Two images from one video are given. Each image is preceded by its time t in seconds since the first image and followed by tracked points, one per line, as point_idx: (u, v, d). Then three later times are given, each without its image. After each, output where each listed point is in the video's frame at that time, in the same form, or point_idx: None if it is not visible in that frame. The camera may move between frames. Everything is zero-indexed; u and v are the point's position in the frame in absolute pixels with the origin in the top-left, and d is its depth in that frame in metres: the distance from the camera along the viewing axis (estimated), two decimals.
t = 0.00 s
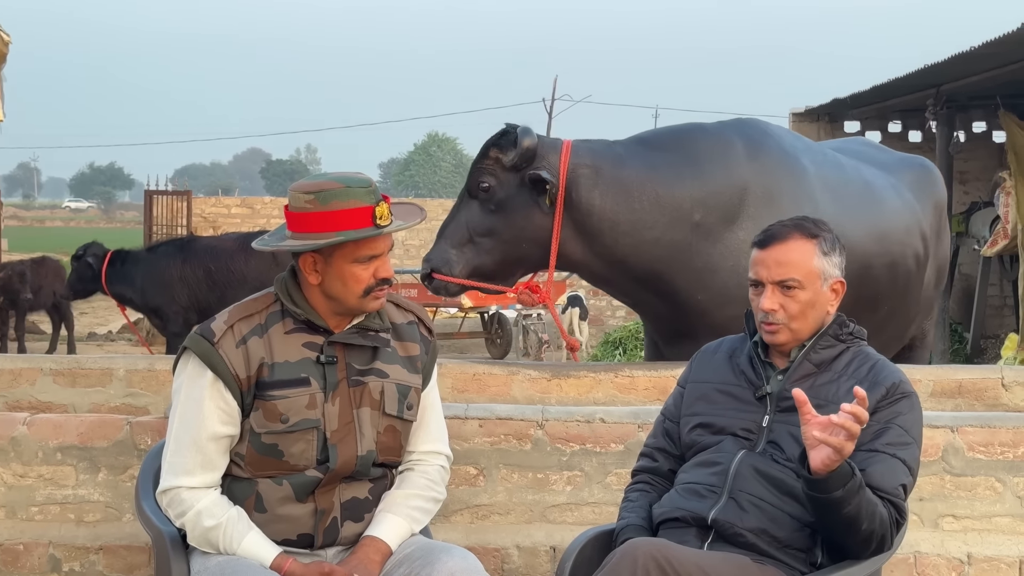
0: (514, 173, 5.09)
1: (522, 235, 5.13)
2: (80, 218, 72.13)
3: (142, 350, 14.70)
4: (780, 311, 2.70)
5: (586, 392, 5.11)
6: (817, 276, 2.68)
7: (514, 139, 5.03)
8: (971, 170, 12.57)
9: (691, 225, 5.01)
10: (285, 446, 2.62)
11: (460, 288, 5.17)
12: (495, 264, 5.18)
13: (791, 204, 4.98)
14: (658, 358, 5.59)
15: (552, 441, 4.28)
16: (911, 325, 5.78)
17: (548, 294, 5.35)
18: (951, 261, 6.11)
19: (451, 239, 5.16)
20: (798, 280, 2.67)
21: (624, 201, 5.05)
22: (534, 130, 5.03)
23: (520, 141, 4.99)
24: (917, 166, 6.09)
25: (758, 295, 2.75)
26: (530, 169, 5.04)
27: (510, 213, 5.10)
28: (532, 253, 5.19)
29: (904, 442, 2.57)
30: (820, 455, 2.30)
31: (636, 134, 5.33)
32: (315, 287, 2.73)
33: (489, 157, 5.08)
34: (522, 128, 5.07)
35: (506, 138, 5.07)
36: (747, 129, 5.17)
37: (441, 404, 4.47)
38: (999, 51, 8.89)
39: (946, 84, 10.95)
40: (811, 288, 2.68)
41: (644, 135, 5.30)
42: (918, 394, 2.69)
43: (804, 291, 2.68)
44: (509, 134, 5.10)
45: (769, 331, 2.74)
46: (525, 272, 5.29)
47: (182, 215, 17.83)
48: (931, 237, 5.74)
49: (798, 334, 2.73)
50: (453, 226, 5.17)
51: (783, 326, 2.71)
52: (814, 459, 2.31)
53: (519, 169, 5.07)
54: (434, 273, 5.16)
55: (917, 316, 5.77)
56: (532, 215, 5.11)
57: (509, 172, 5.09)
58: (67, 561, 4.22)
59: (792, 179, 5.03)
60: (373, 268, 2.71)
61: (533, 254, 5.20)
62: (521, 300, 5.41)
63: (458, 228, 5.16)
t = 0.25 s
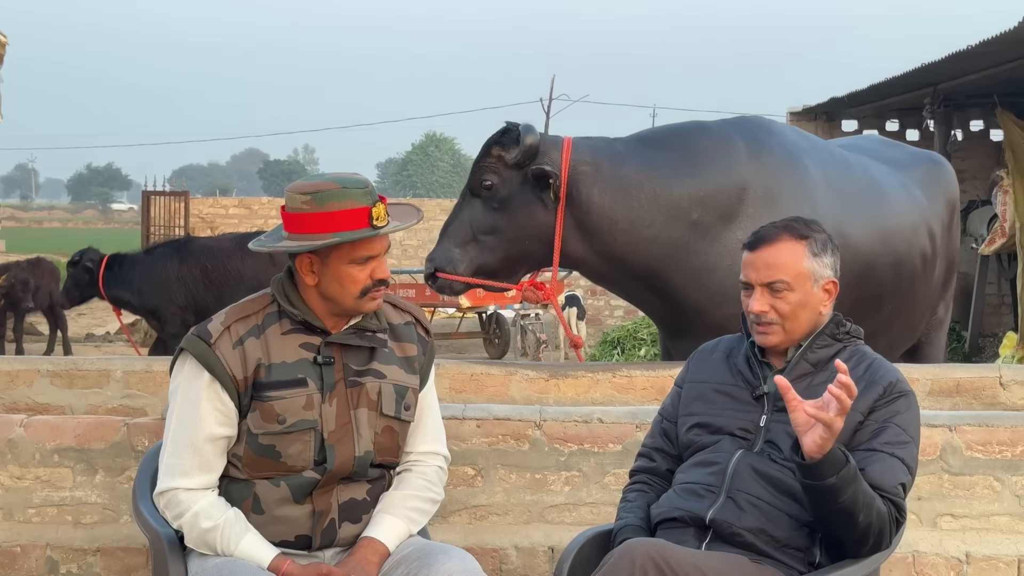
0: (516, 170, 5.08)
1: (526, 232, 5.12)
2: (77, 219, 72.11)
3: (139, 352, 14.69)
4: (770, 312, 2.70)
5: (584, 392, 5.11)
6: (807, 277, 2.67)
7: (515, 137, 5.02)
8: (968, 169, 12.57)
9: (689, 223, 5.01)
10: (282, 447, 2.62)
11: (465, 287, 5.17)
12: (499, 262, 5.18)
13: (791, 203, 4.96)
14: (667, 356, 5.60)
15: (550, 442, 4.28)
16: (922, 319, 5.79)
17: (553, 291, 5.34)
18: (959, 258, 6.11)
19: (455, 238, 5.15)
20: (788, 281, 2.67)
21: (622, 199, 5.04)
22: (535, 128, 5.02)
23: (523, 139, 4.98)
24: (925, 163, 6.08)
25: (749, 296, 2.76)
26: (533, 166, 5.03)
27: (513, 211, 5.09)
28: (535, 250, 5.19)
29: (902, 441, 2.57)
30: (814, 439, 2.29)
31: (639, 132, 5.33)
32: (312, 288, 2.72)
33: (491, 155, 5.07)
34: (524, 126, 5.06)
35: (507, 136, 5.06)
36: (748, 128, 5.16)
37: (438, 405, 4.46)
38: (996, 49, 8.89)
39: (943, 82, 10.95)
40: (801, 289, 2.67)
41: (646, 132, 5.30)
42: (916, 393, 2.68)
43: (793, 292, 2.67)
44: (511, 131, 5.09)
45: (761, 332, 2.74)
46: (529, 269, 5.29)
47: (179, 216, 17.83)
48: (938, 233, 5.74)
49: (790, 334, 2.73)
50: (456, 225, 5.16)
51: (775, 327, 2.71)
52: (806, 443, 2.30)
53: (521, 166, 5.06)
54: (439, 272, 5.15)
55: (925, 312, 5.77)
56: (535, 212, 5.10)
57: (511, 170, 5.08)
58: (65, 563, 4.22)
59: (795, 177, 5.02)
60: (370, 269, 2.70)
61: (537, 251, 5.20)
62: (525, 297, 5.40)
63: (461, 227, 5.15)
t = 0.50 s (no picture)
0: (517, 175, 5.09)
1: (527, 237, 5.13)
2: (75, 220, 72.12)
3: (138, 353, 14.68)
4: (736, 305, 2.75)
5: (582, 392, 5.11)
6: (769, 277, 2.68)
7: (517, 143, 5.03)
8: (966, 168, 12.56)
9: (681, 223, 5.00)
10: (280, 447, 2.61)
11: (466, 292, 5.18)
12: (499, 266, 5.18)
13: (783, 201, 4.95)
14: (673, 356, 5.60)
15: (547, 442, 4.27)
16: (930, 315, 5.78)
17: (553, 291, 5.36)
18: (972, 252, 6.10)
19: (455, 243, 5.15)
20: (750, 281, 2.71)
21: (615, 200, 5.05)
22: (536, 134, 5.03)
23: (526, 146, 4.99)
24: (933, 159, 6.06)
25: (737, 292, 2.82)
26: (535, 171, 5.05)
27: (514, 215, 5.10)
28: (535, 254, 5.20)
29: (901, 440, 2.56)
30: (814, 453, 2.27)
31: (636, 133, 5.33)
32: (308, 287, 2.72)
33: (492, 161, 5.07)
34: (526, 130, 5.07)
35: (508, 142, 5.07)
36: (743, 127, 5.15)
37: (437, 405, 4.46)
38: (995, 49, 8.89)
39: (941, 82, 10.95)
40: (762, 289, 2.69)
41: (643, 133, 5.30)
42: (914, 391, 2.68)
43: (754, 290, 2.70)
44: (511, 137, 5.10)
45: (735, 327, 2.79)
46: (529, 272, 5.30)
47: (177, 217, 17.82)
48: (944, 228, 5.71)
49: (757, 332, 2.74)
50: (456, 231, 5.16)
51: (744, 325, 2.76)
52: (804, 455, 2.29)
53: (522, 172, 5.07)
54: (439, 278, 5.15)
55: (932, 308, 5.76)
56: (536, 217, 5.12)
57: (512, 175, 5.08)
58: (62, 565, 4.20)
59: (788, 176, 5.01)
60: (366, 268, 2.69)
61: (537, 254, 5.20)
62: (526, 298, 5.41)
63: (461, 233, 5.15)
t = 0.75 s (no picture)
0: (535, 170, 4.97)
1: (537, 233, 5.04)
2: (74, 221, 72.11)
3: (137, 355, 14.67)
4: (734, 303, 2.76)
5: (582, 394, 5.10)
6: (767, 274, 2.68)
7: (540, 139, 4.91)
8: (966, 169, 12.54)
9: (678, 222, 5.04)
10: (280, 450, 2.61)
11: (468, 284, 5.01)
12: (503, 260, 5.06)
13: (772, 202, 5.02)
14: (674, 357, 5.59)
15: (548, 444, 4.27)
16: (935, 314, 5.80)
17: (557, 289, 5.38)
18: (984, 247, 6.10)
19: (461, 233, 4.97)
20: (748, 278, 2.71)
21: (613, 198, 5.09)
22: (559, 131, 4.93)
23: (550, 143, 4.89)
24: (938, 158, 6.06)
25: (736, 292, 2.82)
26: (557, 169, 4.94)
27: (528, 211, 4.99)
28: (539, 250, 5.12)
29: (900, 440, 2.56)
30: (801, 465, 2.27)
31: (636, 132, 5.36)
32: (306, 289, 2.72)
33: (511, 153, 4.93)
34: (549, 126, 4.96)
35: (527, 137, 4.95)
36: (738, 129, 5.21)
37: (437, 408, 4.45)
38: (994, 49, 8.89)
39: (941, 83, 10.95)
40: (760, 286, 2.69)
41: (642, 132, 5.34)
42: (912, 391, 2.68)
43: (752, 287, 2.71)
44: (528, 130, 4.98)
45: (735, 326, 2.79)
46: (526, 268, 5.21)
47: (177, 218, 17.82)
48: (947, 226, 5.74)
49: (755, 331, 2.74)
50: (463, 220, 4.98)
51: (743, 323, 2.75)
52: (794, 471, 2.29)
53: (539, 168, 4.97)
54: (442, 267, 4.96)
55: (937, 306, 5.77)
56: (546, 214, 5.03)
57: (531, 169, 4.96)
58: (62, 567, 4.21)
59: (778, 177, 5.07)
60: (364, 269, 2.69)
61: (541, 251, 5.13)
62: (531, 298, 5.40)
63: (469, 223, 4.98)
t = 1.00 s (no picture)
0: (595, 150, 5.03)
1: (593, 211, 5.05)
2: (76, 223, 72.16)
3: (139, 357, 14.67)
4: (739, 303, 2.76)
5: (585, 395, 5.10)
6: (773, 274, 2.69)
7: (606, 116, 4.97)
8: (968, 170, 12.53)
9: (688, 216, 5.12)
10: (284, 452, 2.61)
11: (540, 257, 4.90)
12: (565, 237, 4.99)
13: (766, 201, 5.14)
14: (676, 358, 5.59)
15: (551, 446, 4.28)
16: (929, 313, 5.93)
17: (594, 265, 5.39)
18: (992, 249, 6.18)
19: (534, 203, 4.88)
20: (753, 278, 2.71)
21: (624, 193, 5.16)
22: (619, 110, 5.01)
23: (620, 119, 4.95)
24: (938, 159, 6.13)
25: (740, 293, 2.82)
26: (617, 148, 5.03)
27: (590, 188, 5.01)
28: (588, 234, 5.09)
29: (903, 442, 2.56)
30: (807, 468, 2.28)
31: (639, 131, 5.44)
32: (310, 291, 2.72)
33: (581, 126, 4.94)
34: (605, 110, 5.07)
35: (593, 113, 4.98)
36: (739, 132, 5.32)
37: (440, 409, 4.45)
38: (996, 51, 8.89)
39: (942, 84, 10.95)
40: (766, 286, 2.70)
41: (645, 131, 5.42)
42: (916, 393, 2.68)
43: (758, 287, 2.71)
44: (586, 108, 5.01)
45: (740, 326, 2.79)
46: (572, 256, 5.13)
47: (178, 220, 17.84)
48: (941, 227, 5.84)
49: (760, 331, 2.74)
50: (536, 191, 4.90)
51: (748, 323, 2.76)
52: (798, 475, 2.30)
53: (602, 144, 5.00)
54: (522, 236, 4.81)
55: (929, 307, 5.90)
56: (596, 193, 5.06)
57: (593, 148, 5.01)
58: (66, 569, 4.23)
59: (772, 177, 5.20)
60: (368, 270, 2.69)
61: (588, 234, 5.10)
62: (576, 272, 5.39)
63: (541, 194, 4.90)
